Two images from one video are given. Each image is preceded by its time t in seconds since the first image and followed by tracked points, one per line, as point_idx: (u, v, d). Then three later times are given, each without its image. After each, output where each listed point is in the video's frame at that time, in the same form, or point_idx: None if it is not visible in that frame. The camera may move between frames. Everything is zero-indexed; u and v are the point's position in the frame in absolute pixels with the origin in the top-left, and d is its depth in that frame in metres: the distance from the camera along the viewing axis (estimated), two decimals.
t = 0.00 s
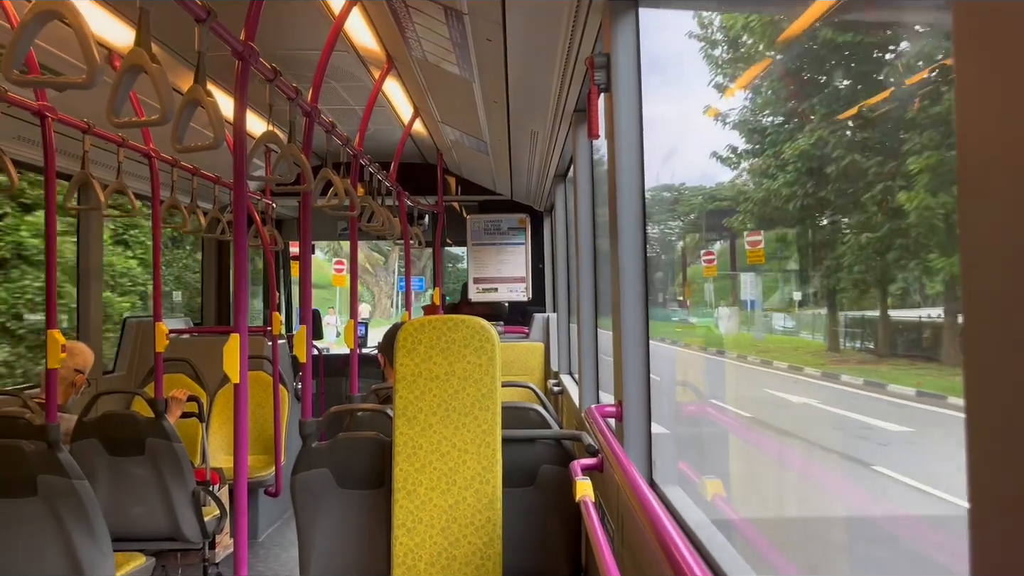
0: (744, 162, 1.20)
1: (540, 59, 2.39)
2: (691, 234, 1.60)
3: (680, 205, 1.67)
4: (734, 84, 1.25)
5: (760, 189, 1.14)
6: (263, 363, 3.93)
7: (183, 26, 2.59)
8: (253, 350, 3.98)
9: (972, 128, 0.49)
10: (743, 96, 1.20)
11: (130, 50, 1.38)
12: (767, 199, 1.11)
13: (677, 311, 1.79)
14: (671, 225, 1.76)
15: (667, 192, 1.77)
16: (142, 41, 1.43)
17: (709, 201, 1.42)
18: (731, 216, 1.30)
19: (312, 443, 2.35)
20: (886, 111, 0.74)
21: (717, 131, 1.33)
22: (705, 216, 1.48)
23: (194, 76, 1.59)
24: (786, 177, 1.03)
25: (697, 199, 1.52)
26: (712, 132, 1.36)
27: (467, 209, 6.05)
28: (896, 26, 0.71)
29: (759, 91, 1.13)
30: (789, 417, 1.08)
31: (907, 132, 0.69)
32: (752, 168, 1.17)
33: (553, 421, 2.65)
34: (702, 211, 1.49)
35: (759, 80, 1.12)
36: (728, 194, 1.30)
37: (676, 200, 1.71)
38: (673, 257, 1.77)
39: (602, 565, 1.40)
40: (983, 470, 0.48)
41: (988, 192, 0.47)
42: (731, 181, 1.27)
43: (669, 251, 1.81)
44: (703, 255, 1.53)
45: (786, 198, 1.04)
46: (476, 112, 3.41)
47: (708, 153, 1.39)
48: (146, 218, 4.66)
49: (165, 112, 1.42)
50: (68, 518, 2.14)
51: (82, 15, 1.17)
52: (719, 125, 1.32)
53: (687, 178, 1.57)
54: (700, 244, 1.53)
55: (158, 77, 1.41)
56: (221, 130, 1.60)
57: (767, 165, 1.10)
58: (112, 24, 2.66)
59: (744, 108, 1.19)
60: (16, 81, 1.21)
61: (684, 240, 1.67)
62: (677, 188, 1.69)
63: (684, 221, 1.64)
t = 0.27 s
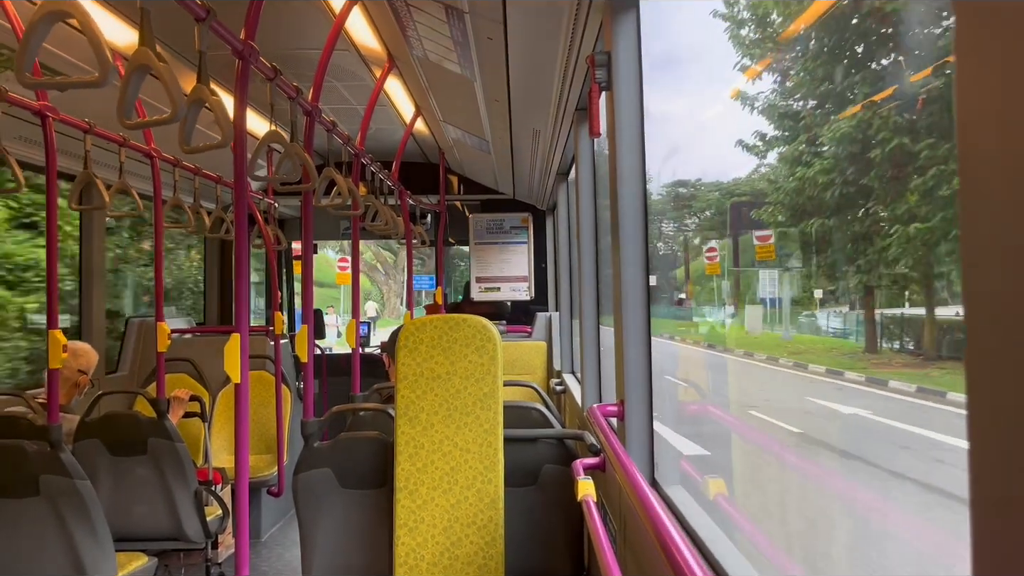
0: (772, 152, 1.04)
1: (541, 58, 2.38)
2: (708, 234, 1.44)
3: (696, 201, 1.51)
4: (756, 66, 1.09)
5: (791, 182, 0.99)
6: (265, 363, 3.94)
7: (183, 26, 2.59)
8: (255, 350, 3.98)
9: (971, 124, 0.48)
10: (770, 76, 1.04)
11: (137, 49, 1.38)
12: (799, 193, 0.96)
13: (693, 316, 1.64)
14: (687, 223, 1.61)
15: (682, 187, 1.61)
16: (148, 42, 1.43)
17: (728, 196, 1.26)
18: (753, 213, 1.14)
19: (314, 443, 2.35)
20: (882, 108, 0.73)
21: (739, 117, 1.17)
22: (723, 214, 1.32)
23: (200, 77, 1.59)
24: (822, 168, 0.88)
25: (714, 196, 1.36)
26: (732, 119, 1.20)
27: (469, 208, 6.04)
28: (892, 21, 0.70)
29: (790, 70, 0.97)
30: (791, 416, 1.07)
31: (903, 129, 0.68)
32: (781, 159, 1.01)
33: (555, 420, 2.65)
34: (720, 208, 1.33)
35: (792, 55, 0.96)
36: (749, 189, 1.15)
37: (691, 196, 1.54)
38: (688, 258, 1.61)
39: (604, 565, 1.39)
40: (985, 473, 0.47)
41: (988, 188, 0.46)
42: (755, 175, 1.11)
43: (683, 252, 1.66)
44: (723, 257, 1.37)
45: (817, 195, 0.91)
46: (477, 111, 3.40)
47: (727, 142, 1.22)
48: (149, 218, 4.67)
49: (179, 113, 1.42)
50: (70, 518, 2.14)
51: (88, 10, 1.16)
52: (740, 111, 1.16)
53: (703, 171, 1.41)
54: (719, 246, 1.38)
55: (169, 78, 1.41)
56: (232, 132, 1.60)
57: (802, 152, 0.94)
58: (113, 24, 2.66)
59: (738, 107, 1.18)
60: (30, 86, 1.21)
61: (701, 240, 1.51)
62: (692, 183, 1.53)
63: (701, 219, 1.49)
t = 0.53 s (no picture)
0: (794, 145, 0.96)
1: (542, 60, 2.38)
2: (723, 234, 1.36)
3: (711, 199, 1.42)
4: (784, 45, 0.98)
5: (814, 179, 0.90)
6: (269, 366, 3.94)
7: (185, 30, 2.59)
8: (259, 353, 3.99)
9: (968, 126, 0.48)
10: (799, 58, 0.93)
11: (133, 55, 1.38)
12: (812, 192, 0.92)
13: (708, 321, 1.55)
14: (701, 223, 1.52)
15: (696, 185, 1.51)
16: (144, 48, 1.43)
17: (745, 192, 1.19)
18: (769, 213, 1.07)
19: (318, 446, 2.35)
20: (880, 110, 0.73)
21: (756, 107, 1.07)
22: (739, 213, 1.24)
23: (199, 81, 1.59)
24: (837, 165, 0.83)
25: (730, 192, 1.27)
26: (750, 107, 1.10)
27: (472, 209, 6.05)
28: (892, 24, 0.70)
29: (822, 50, 0.86)
30: (795, 416, 1.07)
31: (902, 132, 0.69)
32: (802, 155, 0.93)
33: (559, 421, 2.65)
34: (737, 206, 1.25)
35: (824, 32, 0.85)
36: (766, 185, 1.07)
37: (705, 195, 1.46)
38: (703, 260, 1.53)
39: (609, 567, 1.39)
40: (987, 475, 0.47)
41: (986, 189, 0.46)
42: (774, 170, 1.03)
43: (696, 253, 1.58)
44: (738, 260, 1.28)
45: (847, 190, 0.82)
46: (479, 113, 3.40)
47: (745, 131, 1.14)
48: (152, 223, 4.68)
49: (170, 118, 1.42)
50: (76, 522, 2.15)
51: (85, 16, 1.17)
52: (757, 101, 1.07)
53: (718, 167, 1.33)
54: (734, 247, 1.30)
55: (162, 82, 1.41)
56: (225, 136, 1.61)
57: (823, 150, 0.87)
58: (114, 28, 2.67)
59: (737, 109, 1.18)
60: (25, 92, 1.21)
61: (715, 240, 1.42)
62: (707, 180, 1.44)
63: (715, 218, 1.40)
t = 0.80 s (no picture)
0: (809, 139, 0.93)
1: (545, 60, 2.38)
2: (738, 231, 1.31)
3: (726, 194, 1.36)
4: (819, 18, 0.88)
5: (842, 170, 0.84)
6: (274, 368, 3.95)
7: (189, 34, 2.60)
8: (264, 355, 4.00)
9: (979, 122, 0.48)
10: (837, 33, 0.83)
11: (137, 58, 1.39)
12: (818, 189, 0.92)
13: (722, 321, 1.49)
14: (716, 219, 1.45)
15: (711, 180, 1.45)
16: (149, 51, 1.44)
17: (760, 188, 1.15)
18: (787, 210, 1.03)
19: (324, 448, 2.35)
20: (886, 109, 0.74)
21: (781, 92, 1.00)
22: (755, 209, 1.20)
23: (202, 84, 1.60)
24: (844, 162, 0.83)
25: (747, 186, 1.23)
26: (779, 86, 1.01)
27: (475, 211, 6.05)
28: (899, 21, 0.70)
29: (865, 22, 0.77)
30: (802, 414, 1.06)
31: (910, 129, 0.69)
32: (818, 151, 0.90)
33: (564, 422, 2.64)
34: (754, 202, 1.21)
35: (862, 6, 0.78)
36: (784, 181, 1.03)
37: (719, 191, 1.40)
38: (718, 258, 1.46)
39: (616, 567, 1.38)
40: (1002, 470, 0.47)
41: (999, 184, 0.47)
42: (791, 164, 0.99)
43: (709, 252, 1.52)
44: (751, 259, 1.25)
45: (889, 177, 0.73)
46: (482, 114, 3.40)
47: (766, 119, 1.08)
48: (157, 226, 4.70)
49: (170, 121, 1.42)
50: (84, 525, 2.16)
51: (83, 20, 1.18)
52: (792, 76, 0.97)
53: (733, 163, 1.29)
54: (750, 246, 1.25)
55: (163, 85, 1.41)
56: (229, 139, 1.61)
57: (833, 151, 0.86)
58: (117, 31, 2.67)
59: (747, 108, 1.18)
60: (21, 92, 1.22)
61: (731, 237, 1.36)
62: (721, 176, 1.39)
63: (730, 214, 1.35)
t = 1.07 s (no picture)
0: (823, 134, 0.89)
1: (548, 62, 2.38)
2: (749, 230, 1.24)
3: (738, 190, 1.29)
4: None
5: (871, 161, 0.77)
6: (278, 370, 3.95)
7: (193, 37, 2.61)
8: (267, 357, 4.01)
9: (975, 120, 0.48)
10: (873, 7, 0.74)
11: (146, 63, 1.39)
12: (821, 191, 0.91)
13: (733, 324, 1.41)
14: (728, 217, 1.36)
15: (723, 176, 1.37)
16: (156, 54, 1.44)
17: (775, 185, 1.09)
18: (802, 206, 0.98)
19: (327, 450, 2.35)
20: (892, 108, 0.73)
21: (797, 87, 0.96)
22: (767, 207, 1.14)
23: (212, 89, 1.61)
24: (846, 164, 0.83)
25: (759, 184, 1.17)
26: (798, 79, 0.95)
27: (479, 213, 6.05)
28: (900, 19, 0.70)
29: None
30: (805, 415, 1.06)
31: (913, 130, 0.68)
32: (832, 147, 0.86)
33: (567, 424, 2.64)
34: (767, 199, 1.14)
35: None
36: (801, 175, 0.98)
37: (732, 186, 1.33)
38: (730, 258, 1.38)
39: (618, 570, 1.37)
40: (1002, 476, 0.47)
41: (994, 183, 0.46)
42: (807, 159, 0.95)
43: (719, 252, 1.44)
44: (763, 260, 1.18)
45: (891, 180, 0.72)
46: (485, 116, 3.40)
47: (778, 116, 1.05)
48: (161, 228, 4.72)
49: (184, 123, 1.43)
50: (87, 527, 2.16)
51: (96, 23, 1.18)
52: (806, 67, 0.92)
53: (745, 160, 1.24)
54: (762, 246, 1.18)
55: (176, 88, 1.42)
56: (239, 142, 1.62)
57: (851, 145, 0.82)
58: (121, 35, 2.68)
59: (753, 107, 1.17)
60: (39, 98, 1.22)
61: (743, 235, 1.29)
62: (734, 171, 1.31)
63: (742, 212, 1.27)
